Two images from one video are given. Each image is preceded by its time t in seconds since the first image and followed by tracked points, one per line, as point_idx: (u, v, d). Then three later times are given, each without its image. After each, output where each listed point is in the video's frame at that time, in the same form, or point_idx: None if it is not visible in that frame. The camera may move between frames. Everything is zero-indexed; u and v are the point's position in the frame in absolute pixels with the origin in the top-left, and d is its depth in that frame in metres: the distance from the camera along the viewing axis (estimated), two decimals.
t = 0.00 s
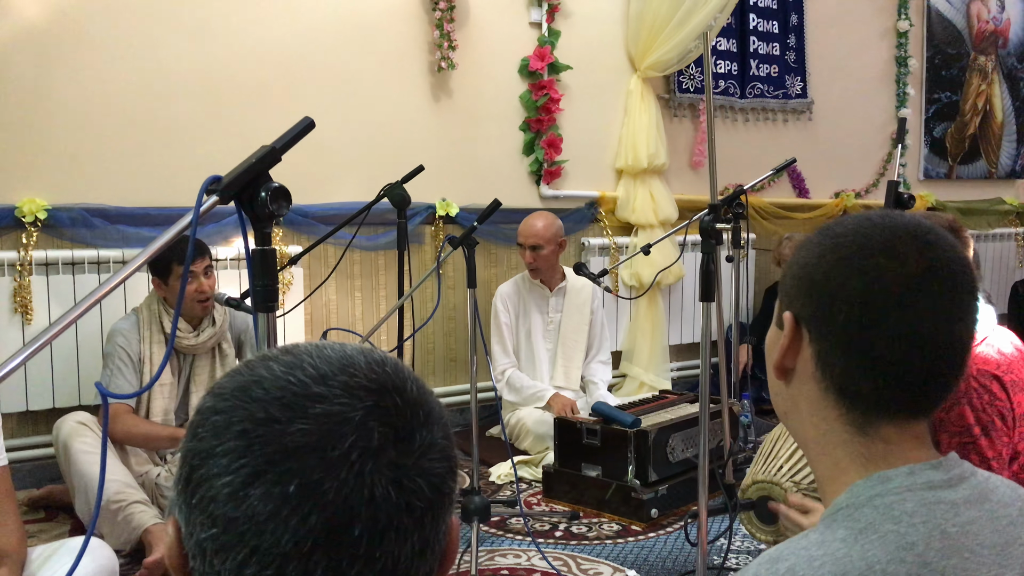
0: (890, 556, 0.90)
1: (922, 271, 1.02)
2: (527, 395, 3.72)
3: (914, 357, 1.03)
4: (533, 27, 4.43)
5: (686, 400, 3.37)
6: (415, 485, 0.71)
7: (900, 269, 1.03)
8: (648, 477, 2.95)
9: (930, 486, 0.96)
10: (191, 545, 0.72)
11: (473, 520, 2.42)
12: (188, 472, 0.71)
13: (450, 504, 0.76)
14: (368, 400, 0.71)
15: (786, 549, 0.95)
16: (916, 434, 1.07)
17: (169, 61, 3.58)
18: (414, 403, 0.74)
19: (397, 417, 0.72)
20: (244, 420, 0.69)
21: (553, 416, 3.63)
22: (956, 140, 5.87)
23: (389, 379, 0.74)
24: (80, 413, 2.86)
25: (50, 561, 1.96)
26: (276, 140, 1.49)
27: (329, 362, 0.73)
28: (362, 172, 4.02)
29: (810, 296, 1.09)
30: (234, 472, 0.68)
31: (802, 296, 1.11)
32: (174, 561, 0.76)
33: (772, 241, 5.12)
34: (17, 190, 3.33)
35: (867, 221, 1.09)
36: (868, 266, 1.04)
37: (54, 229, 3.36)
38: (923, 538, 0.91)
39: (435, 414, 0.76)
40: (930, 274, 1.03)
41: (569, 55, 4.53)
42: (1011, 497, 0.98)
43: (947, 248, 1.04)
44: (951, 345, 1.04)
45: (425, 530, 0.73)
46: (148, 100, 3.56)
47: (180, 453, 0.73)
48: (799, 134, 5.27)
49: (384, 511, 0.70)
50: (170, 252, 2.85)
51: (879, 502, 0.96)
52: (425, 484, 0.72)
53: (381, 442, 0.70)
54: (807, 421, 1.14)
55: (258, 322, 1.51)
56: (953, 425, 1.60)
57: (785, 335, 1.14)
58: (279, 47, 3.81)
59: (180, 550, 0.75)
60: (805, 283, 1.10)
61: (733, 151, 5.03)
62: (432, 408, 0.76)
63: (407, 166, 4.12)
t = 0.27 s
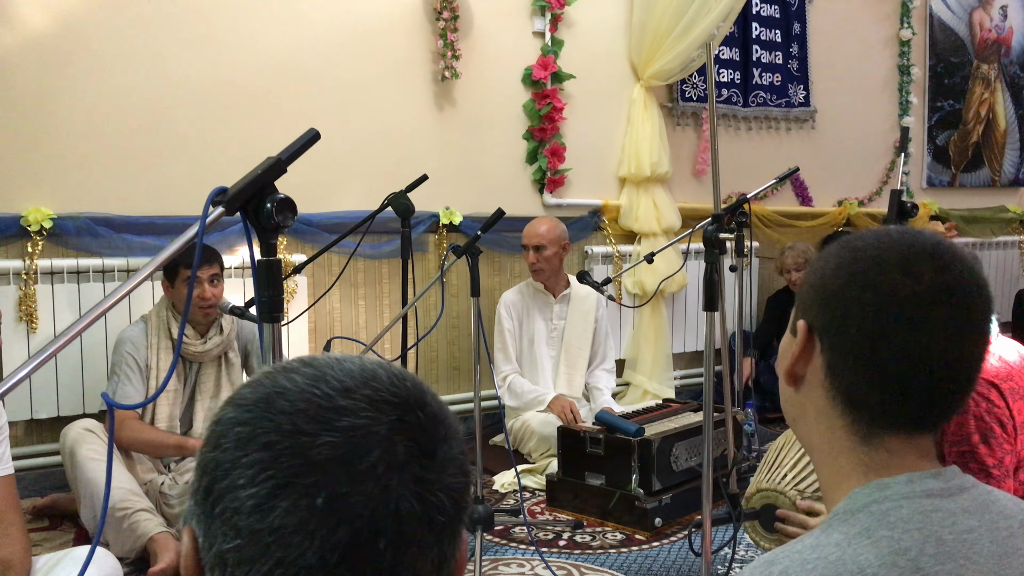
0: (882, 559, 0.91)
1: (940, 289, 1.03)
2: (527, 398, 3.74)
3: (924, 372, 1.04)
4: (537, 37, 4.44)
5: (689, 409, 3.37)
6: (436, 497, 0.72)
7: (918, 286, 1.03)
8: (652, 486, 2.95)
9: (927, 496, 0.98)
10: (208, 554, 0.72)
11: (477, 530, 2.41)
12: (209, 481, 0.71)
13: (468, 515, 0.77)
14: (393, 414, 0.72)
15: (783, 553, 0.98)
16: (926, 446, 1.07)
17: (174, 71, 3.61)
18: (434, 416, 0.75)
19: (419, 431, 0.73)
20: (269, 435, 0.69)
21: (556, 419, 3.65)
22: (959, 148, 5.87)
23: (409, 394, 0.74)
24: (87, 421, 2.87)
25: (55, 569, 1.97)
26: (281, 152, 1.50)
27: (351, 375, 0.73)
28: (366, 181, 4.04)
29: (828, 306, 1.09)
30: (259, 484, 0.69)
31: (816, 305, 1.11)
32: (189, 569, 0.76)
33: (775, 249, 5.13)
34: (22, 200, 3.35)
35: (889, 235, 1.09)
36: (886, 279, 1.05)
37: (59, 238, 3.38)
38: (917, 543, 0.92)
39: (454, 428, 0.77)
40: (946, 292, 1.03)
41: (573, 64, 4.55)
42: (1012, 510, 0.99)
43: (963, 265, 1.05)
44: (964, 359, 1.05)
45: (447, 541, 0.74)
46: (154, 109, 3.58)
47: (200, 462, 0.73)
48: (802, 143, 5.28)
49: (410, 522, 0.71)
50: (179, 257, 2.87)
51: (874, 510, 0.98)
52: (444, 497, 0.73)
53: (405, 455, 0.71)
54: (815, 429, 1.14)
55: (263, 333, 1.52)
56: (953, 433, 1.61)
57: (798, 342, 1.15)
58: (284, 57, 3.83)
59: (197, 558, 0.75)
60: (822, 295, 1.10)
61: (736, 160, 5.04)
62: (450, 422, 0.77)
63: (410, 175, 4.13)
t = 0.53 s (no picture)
0: (889, 562, 0.92)
1: (958, 305, 1.04)
2: (535, 408, 3.74)
3: (932, 387, 1.04)
4: (544, 45, 4.46)
5: (696, 417, 3.37)
6: (447, 514, 0.73)
7: (936, 300, 1.04)
8: (659, 494, 2.94)
9: (934, 502, 0.99)
10: (221, 559, 0.73)
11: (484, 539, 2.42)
12: (225, 487, 0.72)
13: (480, 532, 0.77)
14: (408, 429, 0.72)
15: (790, 555, 0.99)
16: (933, 460, 1.07)
17: (184, 79, 3.63)
18: (450, 432, 0.75)
19: (434, 447, 0.73)
20: (281, 445, 0.70)
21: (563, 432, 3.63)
22: (966, 156, 5.87)
23: (426, 410, 0.75)
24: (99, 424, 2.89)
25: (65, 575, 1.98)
26: (292, 161, 1.52)
27: (368, 388, 0.74)
28: (374, 188, 4.05)
29: (848, 314, 1.10)
30: (270, 492, 0.69)
31: (835, 314, 1.12)
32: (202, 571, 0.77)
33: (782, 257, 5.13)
34: (33, 206, 3.38)
35: (908, 251, 1.10)
36: (903, 293, 1.05)
37: (68, 244, 3.40)
38: (925, 549, 0.93)
39: (470, 446, 0.77)
40: (965, 308, 1.04)
41: (579, 72, 4.56)
42: (1014, 518, 1.01)
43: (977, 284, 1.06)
44: (974, 376, 1.05)
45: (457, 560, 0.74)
46: (163, 117, 3.60)
47: (218, 466, 0.74)
48: (809, 151, 5.28)
49: (420, 538, 0.71)
50: (200, 257, 2.90)
51: (881, 514, 0.99)
52: (455, 515, 0.73)
53: (417, 470, 0.72)
54: (827, 436, 1.15)
55: (273, 340, 1.53)
56: (971, 448, 1.63)
57: (815, 346, 1.15)
58: (292, 65, 3.85)
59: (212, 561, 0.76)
60: (844, 304, 1.11)
61: (743, 168, 5.04)
62: (466, 439, 0.77)
63: (418, 183, 4.15)
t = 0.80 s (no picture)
0: (889, 569, 0.93)
1: (944, 314, 1.04)
2: (538, 408, 3.73)
3: (929, 397, 1.04)
4: (551, 50, 4.46)
5: (700, 424, 3.36)
6: (454, 518, 0.72)
7: (921, 310, 1.04)
8: (663, 501, 2.94)
9: (936, 510, 0.99)
10: (232, 550, 0.74)
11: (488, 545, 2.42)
12: (240, 479, 0.73)
13: (489, 539, 0.76)
14: (422, 431, 0.72)
15: (791, 564, 1.00)
16: (934, 468, 1.06)
17: (191, 80, 3.64)
18: (463, 437, 0.75)
19: (447, 451, 0.73)
20: (296, 440, 0.70)
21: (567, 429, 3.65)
22: (973, 165, 5.85)
23: (441, 413, 0.74)
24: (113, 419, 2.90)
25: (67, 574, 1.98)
26: (302, 163, 1.52)
27: (385, 387, 0.74)
28: (380, 192, 4.05)
29: (837, 327, 1.10)
30: (282, 485, 0.70)
31: (825, 327, 1.13)
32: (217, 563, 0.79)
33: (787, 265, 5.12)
34: (40, 206, 3.39)
35: (898, 260, 1.10)
36: (891, 304, 1.06)
37: (74, 244, 3.41)
38: (925, 556, 0.94)
39: (483, 451, 0.77)
40: (949, 318, 1.04)
41: (586, 78, 4.57)
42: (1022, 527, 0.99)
43: (971, 294, 1.05)
44: (970, 387, 1.05)
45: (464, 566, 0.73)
46: (171, 118, 3.61)
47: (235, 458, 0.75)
48: (815, 159, 5.27)
49: (427, 540, 0.70)
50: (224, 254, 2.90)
51: (883, 522, 1.00)
52: (462, 521, 0.72)
53: (427, 473, 0.71)
54: (828, 445, 1.15)
55: (281, 342, 1.53)
56: (979, 462, 1.64)
57: (808, 360, 1.16)
58: (300, 68, 3.85)
59: (225, 556, 0.78)
60: (834, 316, 1.11)
61: (749, 175, 5.04)
62: (479, 444, 0.76)
63: (424, 187, 4.15)
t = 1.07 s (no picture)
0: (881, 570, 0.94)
1: (933, 323, 1.05)
2: (539, 413, 3.73)
3: (916, 402, 1.06)
4: (555, 51, 4.46)
5: (700, 426, 3.35)
6: (450, 529, 0.69)
7: (909, 319, 1.06)
8: (662, 502, 2.93)
9: (929, 512, 1.00)
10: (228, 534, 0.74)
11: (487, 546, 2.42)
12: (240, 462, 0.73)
13: (488, 550, 0.73)
14: (430, 434, 0.69)
15: (783, 565, 1.01)
16: (925, 472, 1.08)
17: (194, 78, 3.64)
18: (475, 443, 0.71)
19: (455, 459, 0.69)
20: (297, 425, 0.69)
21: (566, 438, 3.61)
22: (975, 171, 5.85)
23: (449, 408, 0.71)
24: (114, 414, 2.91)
25: (65, 570, 1.98)
26: (303, 159, 1.52)
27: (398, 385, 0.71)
28: (382, 191, 4.05)
29: (829, 333, 1.12)
30: (272, 466, 0.69)
31: (812, 333, 1.15)
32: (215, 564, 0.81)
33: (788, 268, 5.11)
34: (41, 203, 3.39)
35: (890, 263, 1.12)
36: (874, 310, 1.08)
37: (76, 241, 3.41)
38: (917, 559, 0.94)
39: (495, 459, 0.73)
40: (937, 327, 1.05)
41: (590, 79, 4.57)
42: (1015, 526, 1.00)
43: (958, 299, 1.07)
44: (960, 392, 1.06)
45: None
46: (174, 115, 3.61)
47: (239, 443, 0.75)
48: (818, 162, 5.27)
49: (418, 550, 0.67)
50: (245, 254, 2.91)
51: (875, 524, 1.00)
52: (459, 532, 0.69)
53: (429, 481, 0.67)
54: (818, 450, 1.16)
55: (280, 337, 1.53)
56: (974, 462, 1.63)
57: (798, 364, 1.19)
58: (302, 67, 3.85)
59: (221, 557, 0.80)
60: (821, 322, 1.13)
61: (751, 178, 5.04)
62: (492, 451, 0.73)
63: (426, 187, 4.15)
